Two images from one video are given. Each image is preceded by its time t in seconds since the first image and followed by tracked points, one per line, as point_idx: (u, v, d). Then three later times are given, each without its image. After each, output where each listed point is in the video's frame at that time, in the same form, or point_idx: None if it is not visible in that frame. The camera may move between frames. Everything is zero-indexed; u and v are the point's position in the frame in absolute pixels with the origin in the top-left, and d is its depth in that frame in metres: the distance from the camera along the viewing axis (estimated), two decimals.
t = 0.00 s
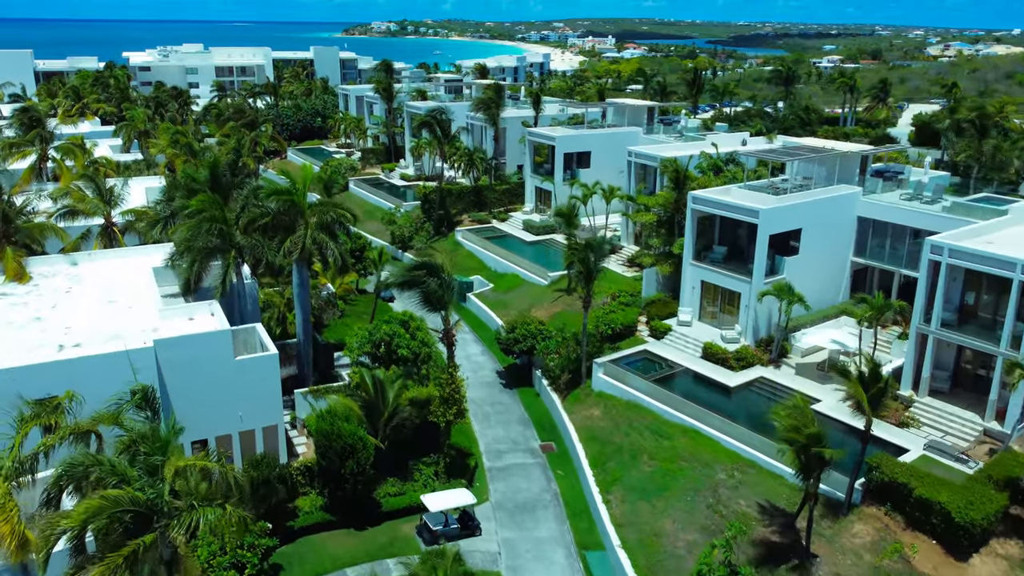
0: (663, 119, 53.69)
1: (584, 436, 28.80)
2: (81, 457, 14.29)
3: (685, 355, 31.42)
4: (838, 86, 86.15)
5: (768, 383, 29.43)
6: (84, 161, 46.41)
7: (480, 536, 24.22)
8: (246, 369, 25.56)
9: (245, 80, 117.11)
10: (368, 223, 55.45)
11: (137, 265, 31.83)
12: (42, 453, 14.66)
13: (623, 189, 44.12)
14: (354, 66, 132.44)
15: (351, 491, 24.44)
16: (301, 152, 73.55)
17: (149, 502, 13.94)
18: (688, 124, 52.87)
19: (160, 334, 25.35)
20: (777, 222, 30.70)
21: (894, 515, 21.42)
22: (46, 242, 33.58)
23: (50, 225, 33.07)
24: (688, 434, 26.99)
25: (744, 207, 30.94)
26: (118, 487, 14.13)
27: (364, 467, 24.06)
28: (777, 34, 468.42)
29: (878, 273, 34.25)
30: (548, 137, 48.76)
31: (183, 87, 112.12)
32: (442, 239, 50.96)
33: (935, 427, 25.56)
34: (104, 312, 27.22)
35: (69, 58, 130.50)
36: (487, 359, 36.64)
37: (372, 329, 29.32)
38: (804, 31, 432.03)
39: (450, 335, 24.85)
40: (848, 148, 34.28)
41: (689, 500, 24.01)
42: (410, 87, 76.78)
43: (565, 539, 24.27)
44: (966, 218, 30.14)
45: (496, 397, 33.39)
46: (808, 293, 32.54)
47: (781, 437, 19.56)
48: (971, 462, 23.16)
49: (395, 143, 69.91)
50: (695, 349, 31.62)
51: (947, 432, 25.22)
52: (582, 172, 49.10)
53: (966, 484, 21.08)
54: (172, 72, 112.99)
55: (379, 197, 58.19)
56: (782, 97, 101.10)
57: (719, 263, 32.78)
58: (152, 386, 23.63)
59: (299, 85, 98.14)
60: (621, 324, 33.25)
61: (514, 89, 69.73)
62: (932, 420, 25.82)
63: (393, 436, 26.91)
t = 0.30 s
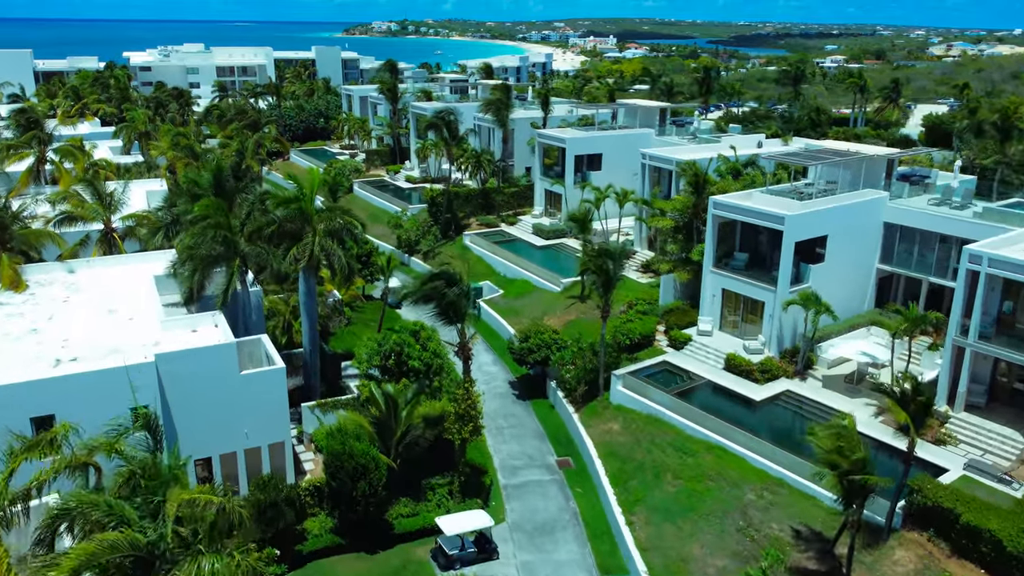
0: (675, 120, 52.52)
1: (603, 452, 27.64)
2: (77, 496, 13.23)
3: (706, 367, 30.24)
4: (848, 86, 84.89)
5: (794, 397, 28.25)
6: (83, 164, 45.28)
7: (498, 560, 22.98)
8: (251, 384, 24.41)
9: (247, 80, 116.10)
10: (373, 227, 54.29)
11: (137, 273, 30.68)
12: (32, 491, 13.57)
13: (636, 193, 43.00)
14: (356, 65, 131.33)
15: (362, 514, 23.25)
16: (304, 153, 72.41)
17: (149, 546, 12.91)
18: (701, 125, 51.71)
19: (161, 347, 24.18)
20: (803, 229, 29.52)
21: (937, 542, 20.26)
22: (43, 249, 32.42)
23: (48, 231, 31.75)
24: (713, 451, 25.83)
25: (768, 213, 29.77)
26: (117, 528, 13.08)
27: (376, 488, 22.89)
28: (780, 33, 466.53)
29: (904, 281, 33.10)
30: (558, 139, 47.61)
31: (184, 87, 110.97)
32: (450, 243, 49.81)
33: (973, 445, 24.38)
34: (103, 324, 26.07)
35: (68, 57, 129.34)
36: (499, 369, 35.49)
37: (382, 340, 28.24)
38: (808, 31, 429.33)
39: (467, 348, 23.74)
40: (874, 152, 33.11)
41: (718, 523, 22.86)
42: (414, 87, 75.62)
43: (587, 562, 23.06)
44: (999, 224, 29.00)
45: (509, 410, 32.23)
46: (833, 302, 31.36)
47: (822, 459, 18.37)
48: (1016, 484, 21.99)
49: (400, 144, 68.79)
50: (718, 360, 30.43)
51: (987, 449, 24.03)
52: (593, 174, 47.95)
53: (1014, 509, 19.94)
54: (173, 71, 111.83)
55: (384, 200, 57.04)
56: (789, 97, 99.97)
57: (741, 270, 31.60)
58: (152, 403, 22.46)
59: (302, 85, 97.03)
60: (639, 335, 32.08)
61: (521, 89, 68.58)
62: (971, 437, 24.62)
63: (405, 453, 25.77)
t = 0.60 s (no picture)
0: (688, 122, 51.40)
1: (623, 469, 26.50)
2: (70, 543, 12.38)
3: (728, 379, 29.09)
4: (859, 86, 83.65)
5: (821, 411, 27.10)
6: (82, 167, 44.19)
7: None
8: (257, 399, 23.27)
9: (248, 80, 115.11)
10: (378, 230, 53.14)
11: (137, 281, 29.55)
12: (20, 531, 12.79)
13: (650, 196, 41.90)
14: (358, 65, 130.23)
15: (375, 538, 22.14)
16: (307, 154, 71.31)
17: None
18: (714, 125, 50.56)
19: (161, 361, 23.05)
20: (830, 235, 28.37)
21: (986, 572, 19.08)
22: (40, 256, 31.31)
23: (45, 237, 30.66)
24: (740, 469, 24.66)
25: (794, 219, 28.62)
26: None
27: (388, 511, 21.78)
28: (780, 33, 465.22)
29: (931, 288, 31.97)
30: (569, 141, 46.49)
31: (186, 87, 110.00)
32: (457, 246, 48.66)
33: (1015, 464, 23.18)
34: (102, 335, 24.94)
35: (69, 57, 128.60)
36: (510, 378, 34.36)
37: (392, 351, 27.13)
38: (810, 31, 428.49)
39: (482, 363, 22.36)
40: (901, 156, 31.94)
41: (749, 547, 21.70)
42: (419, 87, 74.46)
43: None
44: None
45: (522, 421, 31.08)
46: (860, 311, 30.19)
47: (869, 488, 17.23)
48: None
49: (405, 145, 67.66)
50: (741, 372, 29.24)
51: None
52: (604, 177, 46.81)
53: None
54: (174, 72, 110.77)
55: (389, 203, 55.90)
56: (797, 97, 98.82)
57: (764, 278, 30.44)
58: (153, 420, 21.32)
59: (304, 85, 95.95)
60: (658, 345, 30.92)
61: (528, 90, 67.45)
62: (1012, 456, 23.42)
63: (417, 471, 24.62)
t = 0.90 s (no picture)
0: (700, 124, 50.24)
1: (644, 487, 25.33)
2: None
3: (752, 392, 27.95)
4: (869, 87, 82.48)
5: (850, 426, 25.94)
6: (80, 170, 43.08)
7: None
8: (261, 416, 22.12)
9: (249, 81, 114.07)
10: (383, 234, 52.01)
11: (136, 289, 28.40)
12: None
13: (663, 201, 40.84)
14: (360, 65, 129.14)
15: (386, 565, 21.04)
16: (310, 156, 70.19)
17: None
18: (727, 127, 49.48)
19: (161, 376, 21.90)
20: (859, 243, 27.22)
21: None
22: (36, 263, 30.19)
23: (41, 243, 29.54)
24: (767, 489, 23.52)
25: (820, 225, 27.46)
26: None
27: (401, 537, 20.68)
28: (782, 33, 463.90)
29: (959, 296, 30.83)
30: (579, 143, 45.38)
31: (187, 88, 109.04)
32: (465, 251, 47.51)
33: None
34: (98, 348, 23.80)
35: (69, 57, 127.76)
36: (522, 389, 33.21)
37: (403, 365, 26.05)
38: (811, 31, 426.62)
39: (497, 380, 21.15)
40: (929, 159, 30.77)
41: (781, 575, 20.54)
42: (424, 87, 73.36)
43: None
44: None
45: (536, 435, 29.92)
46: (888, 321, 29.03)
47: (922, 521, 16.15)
48: None
49: (409, 147, 66.54)
50: (765, 385, 28.07)
51: None
52: (615, 180, 45.82)
53: None
54: (175, 72, 109.73)
55: (394, 206, 54.77)
56: (805, 98, 97.69)
57: (787, 287, 29.30)
58: (152, 439, 20.18)
59: (307, 85, 94.88)
60: (677, 355, 29.75)
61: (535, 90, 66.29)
62: None
63: (430, 492, 23.46)
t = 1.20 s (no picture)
0: (713, 125, 49.05)
1: (665, 506, 24.17)
2: None
3: (777, 405, 26.74)
4: (880, 87, 81.25)
5: (880, 442, 24.78)
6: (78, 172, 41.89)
7: None
8: (265, 434, 20.98)
9: (251, 80, 112.85)
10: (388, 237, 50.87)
11: (134, 298, 27.23)
12: None
13: (677, 204, 39.77)
14: (362, 65, 127.91)
15: None
16: (312, 157, 69.03)
17: None
18: (741, 128, 48.35)
19: (159, 393, 20.76)
20: (889, 250, 26.08)
21: None
22: (30, 270, 29.02)
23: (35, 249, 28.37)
24: (797, 509, 22.40)
25: (848, 232, 26.32)
26: None
27: (414, 566, 19.65)
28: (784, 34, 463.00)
29: (987, 304, 29.75)
30: (590, 144, 44.26)
31: (187, 88, 107.84)
32: (472, 255, 46.36)
33: None
34: (94, 361, 22.66)
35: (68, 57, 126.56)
36: (533, 399, 32.05)
37: (411, 377, 24.96)
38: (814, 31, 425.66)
39: (516, 398, 20.06)
40: (958, 162, 29.63)
41: None
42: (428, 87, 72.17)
43: None
44: None
45: (549, 448, 28.77)
46: (917, 331, 27.90)
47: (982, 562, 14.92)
48: None
49: (414, 148, 65.39)
50: (789, 398, 26.90)
51: None
52: (627, 182, 44.80)
53: None
54: (175, 72, 108.64)
55: (399, 208, 53.62)
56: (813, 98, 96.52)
57: (812, 295, 28.15)
58: (150, 460, 19.06)
59: (309, 85, 93.75)
60: (697, 367, 28.56)
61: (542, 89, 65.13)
62: None
63: (442, 514, 22.44)
